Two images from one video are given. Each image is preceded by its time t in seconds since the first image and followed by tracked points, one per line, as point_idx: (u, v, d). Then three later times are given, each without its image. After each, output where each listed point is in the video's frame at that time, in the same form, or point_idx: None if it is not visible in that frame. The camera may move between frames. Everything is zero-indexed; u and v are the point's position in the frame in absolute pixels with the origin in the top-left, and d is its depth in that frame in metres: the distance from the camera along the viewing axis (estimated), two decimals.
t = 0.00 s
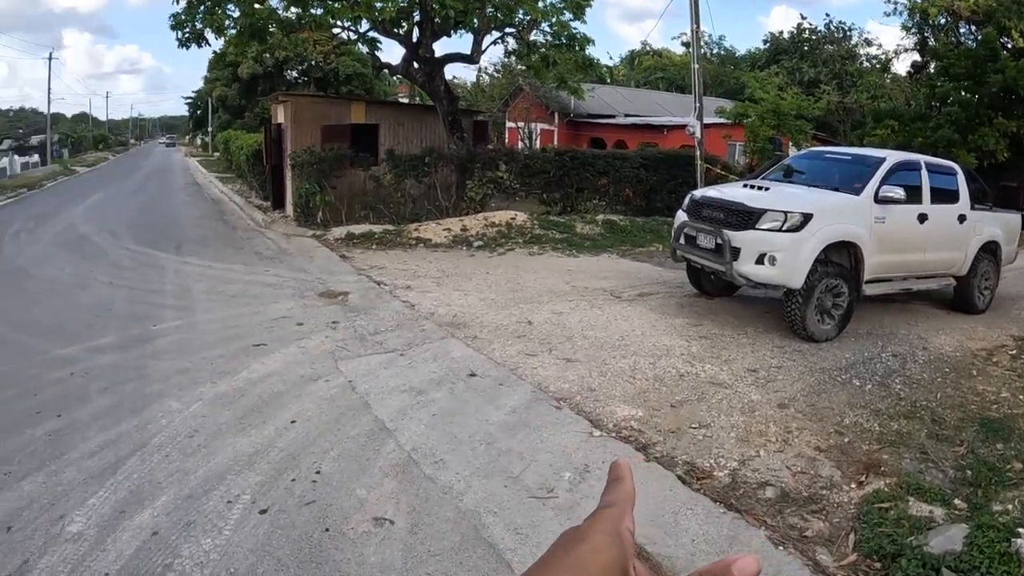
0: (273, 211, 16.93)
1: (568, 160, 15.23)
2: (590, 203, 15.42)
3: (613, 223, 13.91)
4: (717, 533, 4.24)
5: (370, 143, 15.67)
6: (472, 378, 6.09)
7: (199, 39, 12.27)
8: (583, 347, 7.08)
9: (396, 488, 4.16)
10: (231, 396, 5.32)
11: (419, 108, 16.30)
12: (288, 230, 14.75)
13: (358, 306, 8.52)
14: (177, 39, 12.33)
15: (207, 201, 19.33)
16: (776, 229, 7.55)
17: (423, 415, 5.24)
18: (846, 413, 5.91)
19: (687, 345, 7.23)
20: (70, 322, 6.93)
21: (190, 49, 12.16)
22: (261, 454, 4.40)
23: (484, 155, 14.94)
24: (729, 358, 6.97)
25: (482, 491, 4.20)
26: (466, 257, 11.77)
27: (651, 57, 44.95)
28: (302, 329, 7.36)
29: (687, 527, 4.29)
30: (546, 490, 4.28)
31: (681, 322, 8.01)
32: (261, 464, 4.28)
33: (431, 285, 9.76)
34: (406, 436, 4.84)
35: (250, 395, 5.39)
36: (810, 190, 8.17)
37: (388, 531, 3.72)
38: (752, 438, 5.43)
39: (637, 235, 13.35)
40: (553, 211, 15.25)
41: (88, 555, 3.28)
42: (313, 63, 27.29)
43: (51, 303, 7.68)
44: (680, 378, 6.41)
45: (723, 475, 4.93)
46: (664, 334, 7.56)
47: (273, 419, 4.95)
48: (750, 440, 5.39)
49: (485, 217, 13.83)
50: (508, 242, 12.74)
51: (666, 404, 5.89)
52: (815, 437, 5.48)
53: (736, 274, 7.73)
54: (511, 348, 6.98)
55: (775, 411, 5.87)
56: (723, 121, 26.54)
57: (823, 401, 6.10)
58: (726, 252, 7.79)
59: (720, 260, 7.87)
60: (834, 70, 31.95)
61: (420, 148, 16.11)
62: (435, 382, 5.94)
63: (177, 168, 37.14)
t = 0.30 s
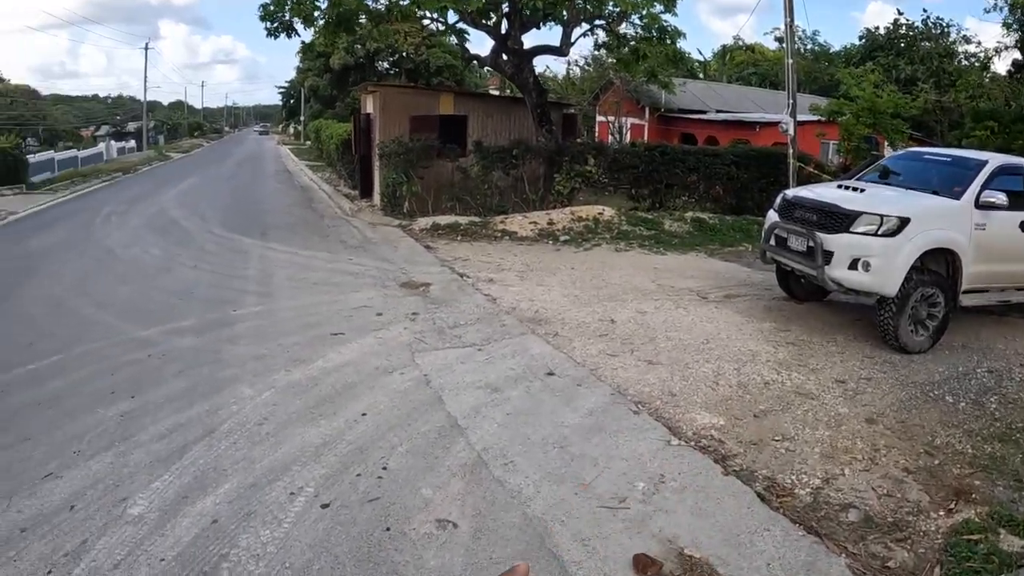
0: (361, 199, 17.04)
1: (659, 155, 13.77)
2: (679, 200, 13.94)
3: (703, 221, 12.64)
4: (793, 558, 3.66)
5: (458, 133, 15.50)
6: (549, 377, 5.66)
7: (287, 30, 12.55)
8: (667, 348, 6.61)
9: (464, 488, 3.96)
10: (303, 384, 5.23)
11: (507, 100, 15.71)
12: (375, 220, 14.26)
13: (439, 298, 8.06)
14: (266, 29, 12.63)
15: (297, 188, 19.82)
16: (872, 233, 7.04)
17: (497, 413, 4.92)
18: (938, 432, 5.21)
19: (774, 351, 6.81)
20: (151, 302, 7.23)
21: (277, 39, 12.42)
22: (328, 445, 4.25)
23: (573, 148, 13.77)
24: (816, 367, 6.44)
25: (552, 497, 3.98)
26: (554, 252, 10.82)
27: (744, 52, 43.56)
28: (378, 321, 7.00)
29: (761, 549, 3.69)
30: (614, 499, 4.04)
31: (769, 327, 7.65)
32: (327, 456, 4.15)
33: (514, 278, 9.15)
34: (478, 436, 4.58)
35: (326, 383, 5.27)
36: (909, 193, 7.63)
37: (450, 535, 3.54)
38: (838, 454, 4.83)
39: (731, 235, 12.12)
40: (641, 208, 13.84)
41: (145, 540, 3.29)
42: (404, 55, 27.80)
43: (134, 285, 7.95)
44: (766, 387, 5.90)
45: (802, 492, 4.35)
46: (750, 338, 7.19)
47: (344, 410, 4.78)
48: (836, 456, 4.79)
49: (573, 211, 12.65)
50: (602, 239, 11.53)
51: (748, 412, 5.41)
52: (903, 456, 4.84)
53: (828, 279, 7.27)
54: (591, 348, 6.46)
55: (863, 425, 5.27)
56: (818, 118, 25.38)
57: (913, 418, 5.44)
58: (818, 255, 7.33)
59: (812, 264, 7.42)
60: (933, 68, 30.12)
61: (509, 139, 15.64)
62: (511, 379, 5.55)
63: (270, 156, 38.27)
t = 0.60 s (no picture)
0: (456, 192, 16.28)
1: (756, 155, 12.50)
2: (775, 202, 12.69)
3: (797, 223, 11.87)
4: None
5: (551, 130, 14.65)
6: (632, 383, 5.22)
7: (380, 23, 12.65)
8: (755, 358, 6.27)
9: (535, 496, 3.66)
10: (387, 372, 4.95)
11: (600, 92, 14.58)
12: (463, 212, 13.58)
13: (526, 295, 7.09)
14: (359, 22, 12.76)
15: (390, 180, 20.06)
16: (977, 243, 6.34)
17: (575, 418, 4.54)
18: None
19: (869, 366, 6.31)
20: (234, 287, 7.41)
21: (370, 32, 12.55)
22: (400, 443, 3.97)
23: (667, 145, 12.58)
24: (912, 385, 5.92)
25: (627, 512, 3.67)
26: (644, 251, 10.14)
27: (841, 49, 41.68)
28: (455, 317, 6.29)
29: None
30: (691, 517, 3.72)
31: (863, 338, 7.12)
32: (399, 454, 3.86)
33: (603, 277, 8.26)
34: (555, 441, 4.22)
35: (415, 374, 4.90)
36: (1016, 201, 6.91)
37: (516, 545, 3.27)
38: (930, 480, 4.32)
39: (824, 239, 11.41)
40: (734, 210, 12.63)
41: (208, 530, 3.26)
42: (498, 49, 27.54)
43: (222, 273, 8.11)
44: (857, 403, 5.42)
45: (891, 521, 3.88)
46: (844, 350, 6.73)
47: (418, 408, 4.38)
48: (927, 482, 4.29)
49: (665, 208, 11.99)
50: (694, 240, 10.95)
51: (837, 430, 4.96)
52: (1003, 486, 4.27)
53: (928, 290, 6.58)
54: (678, 353, 6.04)
55: (958, 451, 4.72)
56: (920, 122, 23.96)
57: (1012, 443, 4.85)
58: (919, 265, 6.64)
59: (911, 274, 6.71)
60: None
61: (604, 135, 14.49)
62: (592, 383, 5.10)
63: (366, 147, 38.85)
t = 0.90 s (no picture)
0: (557, 184, 15.60)
1: (867, 156, 11.78)
2: (887, 206, 11.89)
3: (911, 229, 11.13)
4: None
5: (659, 124, 13.96)
6: (739, 392, 4.94)
7: (487, 12, 12.57)
8: (866, 372, 5.84)
9: (634, 507, 3.45)
10: (494, 365, 4.75)
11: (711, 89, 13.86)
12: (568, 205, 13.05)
13: (631, 293, 6.71)
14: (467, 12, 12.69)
15: (496, 169, 20.06)
16: None
17: (680, 426, 4.32)
18: None
19: (987, 386, 5.70)
20: (337, 269, 7.37)
21: (477, 22, 12.47)
22: (498, 443, 3.81)
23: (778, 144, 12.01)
24: None
25: (729, 529, 3.40)
26: (751, 251, 9.70)
27: (957, 48, 39.23)
28: (550, 311, 5.93)
29: None
30: (797, 540, 3.40)
31: (980, 356, 6.47)
32: (496, 454, 3.70)
33: (709, 277, 7.87)
34: (659, 449, 4.00)
35: (519, 371, 4.68)
36: None
37: (613, 558, 3.06)
38: None
39: (938, 247, 10.70)
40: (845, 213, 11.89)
41: (296, 518, 3.20)
42: (605, 42, 28.18)
43: (326, 255, 8.11)
44: (971, 426, 4.90)
45: (1006, 559, 3.41)
46: (954, 366, 6.17)
47: (519, 406, 4.20)
48: None
49: (773, 209, 11.54)
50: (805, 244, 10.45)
51: (948, 454, 4.47)
52: None
53: None
54: (786, 361, 5.74)
55: None
56: None
57: None
58: None
59: None
60: None
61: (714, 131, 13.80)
62: (699, 390, 4.85)
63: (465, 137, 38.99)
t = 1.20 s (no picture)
0: (581, 188, 15.47)
1: (895, 163, 11.49)
2: (915, 213, 11.62)
3: (940, 237, 10.89)
4: None
5: (684, 129, 13.75)
6: (772, 409, 4.80)
7: (511, 15, 12.47)
8: (899, 388, 5.66)
9: (665, 533, 3.31)
10: (519, 379, 4.63)
11: (738, 93, 13.63)
12: (591, 211, 12.87)
13: (658, 304, 6.56)
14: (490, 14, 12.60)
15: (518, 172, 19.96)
16: None
17: (711, 445, 4.18)
18: None
19: None
20: (359, 276, 7.29)
21: (501, 25, 12.36)
22: (525, 462, 3.69)
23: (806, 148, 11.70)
24: None
25: (764, 557, 3.26)
26: (778, 259, 9.53)
27: (983, 51, 38.64)
28: (572, 321, 5.78)
29: None
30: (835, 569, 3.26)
31: (1016, 371, 6.26)
32: (522, 475, 3.59)
33: (736, 287, 7.72)
34: (689, 469, 3.87)
35: (546, 385, 4.56)
36: None
37: None
38: None
39: (970, 256, 10.45)
40: (872, 220, 11.69)
41: (316, 542, 3.10)
42: (628, 44, 28.02)
43: (348, 261, 8.01)
44: (1012, 447, 4.71)
45: None
46: (990, 382, 5.95)
47: (545, 423, 4.09)
48: None
49: (799, 216, 11.36)
50: (833, 252, 10.25)
51: (987, 477, 4.29)
52: None
53: None
54: (817, 377, 5.58)
55: None
56: None
57: None
58: None
59: None
60: None
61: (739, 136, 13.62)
62: (730, 406, 4.71)
63: (488, 139, 38.79)
